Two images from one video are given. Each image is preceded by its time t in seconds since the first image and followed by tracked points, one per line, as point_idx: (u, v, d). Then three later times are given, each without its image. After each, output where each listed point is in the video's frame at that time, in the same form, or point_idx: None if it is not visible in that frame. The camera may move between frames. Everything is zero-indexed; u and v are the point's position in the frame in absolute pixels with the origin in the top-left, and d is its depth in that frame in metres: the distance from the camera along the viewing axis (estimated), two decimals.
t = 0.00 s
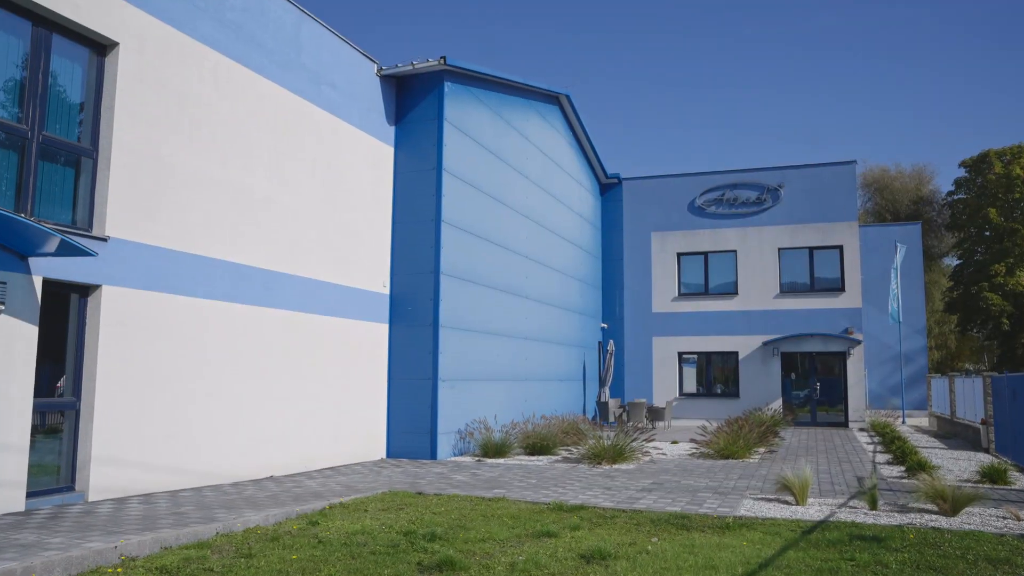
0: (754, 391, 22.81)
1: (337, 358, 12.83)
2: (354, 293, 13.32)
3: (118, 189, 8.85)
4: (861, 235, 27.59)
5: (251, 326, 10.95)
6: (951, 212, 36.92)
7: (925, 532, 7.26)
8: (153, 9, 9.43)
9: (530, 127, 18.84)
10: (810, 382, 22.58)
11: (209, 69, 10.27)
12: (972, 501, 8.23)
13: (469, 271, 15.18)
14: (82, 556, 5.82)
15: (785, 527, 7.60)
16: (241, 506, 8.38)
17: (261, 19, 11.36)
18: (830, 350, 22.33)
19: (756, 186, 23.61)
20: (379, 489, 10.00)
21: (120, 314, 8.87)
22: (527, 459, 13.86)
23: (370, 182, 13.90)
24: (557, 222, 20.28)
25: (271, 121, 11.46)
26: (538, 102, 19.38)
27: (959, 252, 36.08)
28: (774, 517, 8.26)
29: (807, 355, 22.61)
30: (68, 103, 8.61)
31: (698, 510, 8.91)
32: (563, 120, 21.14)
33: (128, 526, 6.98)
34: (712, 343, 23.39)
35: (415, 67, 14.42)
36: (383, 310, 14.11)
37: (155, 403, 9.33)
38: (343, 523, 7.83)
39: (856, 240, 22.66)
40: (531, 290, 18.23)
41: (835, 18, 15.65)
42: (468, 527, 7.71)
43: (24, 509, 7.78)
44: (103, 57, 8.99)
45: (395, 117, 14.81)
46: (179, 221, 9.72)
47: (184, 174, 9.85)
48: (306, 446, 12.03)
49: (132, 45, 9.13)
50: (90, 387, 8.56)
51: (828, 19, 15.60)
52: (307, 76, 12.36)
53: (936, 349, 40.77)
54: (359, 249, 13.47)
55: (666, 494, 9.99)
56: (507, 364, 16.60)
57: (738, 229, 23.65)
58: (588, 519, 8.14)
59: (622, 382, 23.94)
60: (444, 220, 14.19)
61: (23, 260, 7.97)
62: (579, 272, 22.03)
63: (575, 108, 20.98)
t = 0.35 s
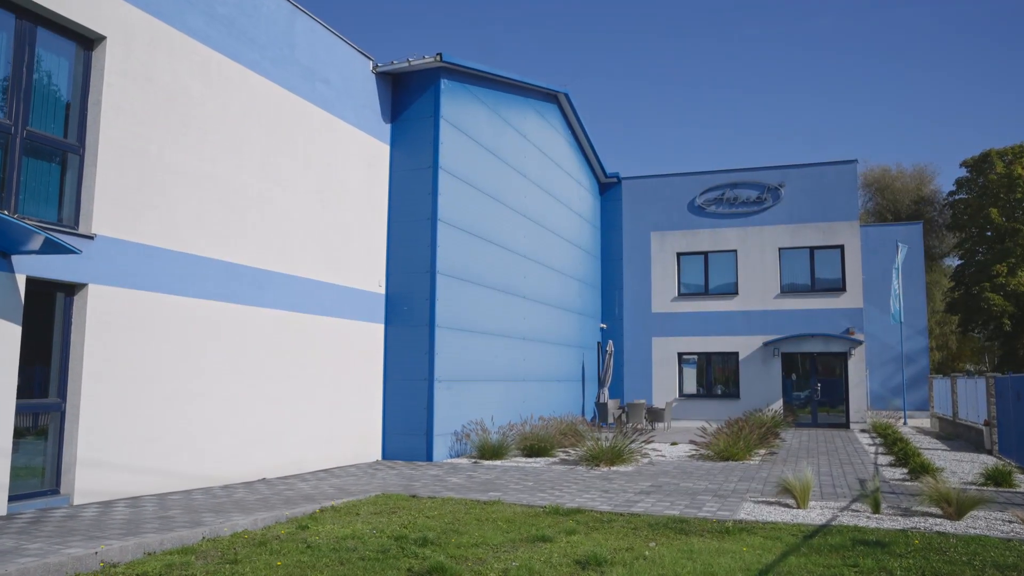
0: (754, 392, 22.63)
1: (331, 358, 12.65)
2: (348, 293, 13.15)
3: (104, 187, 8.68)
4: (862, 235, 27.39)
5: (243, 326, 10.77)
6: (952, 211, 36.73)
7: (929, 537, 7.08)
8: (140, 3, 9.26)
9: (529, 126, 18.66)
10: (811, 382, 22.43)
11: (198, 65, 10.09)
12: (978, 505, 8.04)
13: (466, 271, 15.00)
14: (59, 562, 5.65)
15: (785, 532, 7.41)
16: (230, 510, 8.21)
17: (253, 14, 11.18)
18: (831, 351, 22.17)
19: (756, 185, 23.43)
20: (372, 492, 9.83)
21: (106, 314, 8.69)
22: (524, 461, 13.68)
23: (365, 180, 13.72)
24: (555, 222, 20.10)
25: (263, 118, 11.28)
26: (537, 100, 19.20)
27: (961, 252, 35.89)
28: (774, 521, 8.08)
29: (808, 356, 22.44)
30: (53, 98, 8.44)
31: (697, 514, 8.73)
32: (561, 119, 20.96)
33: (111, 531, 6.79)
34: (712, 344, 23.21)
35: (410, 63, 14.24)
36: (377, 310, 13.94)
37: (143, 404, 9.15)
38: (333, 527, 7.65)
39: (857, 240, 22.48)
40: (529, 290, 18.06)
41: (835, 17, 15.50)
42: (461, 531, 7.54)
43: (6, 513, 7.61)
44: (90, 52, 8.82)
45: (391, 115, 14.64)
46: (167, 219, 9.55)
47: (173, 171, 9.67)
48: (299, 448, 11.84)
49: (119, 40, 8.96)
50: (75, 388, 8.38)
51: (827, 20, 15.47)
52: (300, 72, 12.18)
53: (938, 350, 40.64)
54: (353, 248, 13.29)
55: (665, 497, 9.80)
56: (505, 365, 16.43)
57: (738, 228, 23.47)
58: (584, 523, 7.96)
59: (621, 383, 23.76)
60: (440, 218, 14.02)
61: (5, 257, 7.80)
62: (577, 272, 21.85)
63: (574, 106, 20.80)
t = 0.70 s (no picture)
0: (754, 392, 22.43)
1: (325, 359, 12.43)
2: (343, 292, 12.94)
3: (89, 182, 8.46)
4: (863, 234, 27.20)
5: (235, 325, 10.55)
6: (953, 211, 36.53)
7: (935, 542, 6.88)
8: None
9: (527, 123, 18.47)
10: (811, 383, 22.23)
11: (188, 59, 9.89)
12: (984, 507, 7.82)
13: (462, 269, 14.79)
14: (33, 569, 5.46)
15: (787, 536, 7.21)
16: (217, 513, 8.02)
17: (244, 7, 10.99)
18: (832, 351, 21.98)
19: (756, 183, 23.25)
20: (365, 495, 9.64)
21: (91, 313, 8.48)
22: (522, 462, 13.48)
23: (360, 177, 13.52)
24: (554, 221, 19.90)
25: (255, 114, 11.10)
26: (535, 98, 19.00)
27: (962, 251, 35.67)
28: (776, 524, 7.88)
29: (808, 356, 22.24)
30: (37, 90, 8.21)
31: (696, 517, 8.53)
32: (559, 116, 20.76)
33: (91, 536, 6.59)
34: (712, 343, 23.01)
35: (405, 59, 14.05)
36: (373, 309, 13.73)
37: (131, 406, 8.93)
38: (322, 532, 7.46)
39: (858, 239, 22.28)
40: (527, 289, 17.86)
41: (836, 14, 15.33)
42: (454, 536, 7.34)
43: None
44: (75, 44, 8.61)
45: (386, 111, 14.44)
46: (156, 216, 9.34)
47: (161, 167, 9.46)
48: (292, 450, 11.63)
49: (105, 32, 8.75)
50: (58, 389, 8.17)
51: (826, 20, 15.31)
52: (293, 67, 11.98)
53: (939, 350, 40.51)
54: (347, 246, 13.08)
55: (664, 499, 9.60)
56: (502, 365, 16.22)
57: (739, 227, 23.28)
58: (581, 527, 7.76)
59: (620, 383, 23.56)
60: (436, 217, 13.81)
61: None
62: (576, 271, 21.63)
63: (572, 103, 20.61)
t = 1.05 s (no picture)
0: (754, 392, 22.22)
1: (317, 359, 12.22)
2: (336, 291, 12.74)
3: (71, 178, 8.25)
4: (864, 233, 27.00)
5: (224, 325, 10.33)
6: (955, 210, 36.32)
7: (940, 547, 6.67)
8: None
9: (524, 120, 18.27)
10: (812, 383, 22.01)
11: (174, 52, 9.68)
12: (990, 511, 7.61)
13: (458, 268, 14.57)
14: None
15: (788, 541, 7.00)
16: (202, 517, 7.80)
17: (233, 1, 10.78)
18: (833, 351, 21.77)
19: (756, 182, 23.04)
20: (356, 498, 9.42)
21: (74, 312, 8.28)
22: (518, 464, 13.26)
23: (353, 174, 13.31)
24: (552, 219, 19.70)
25: (245, 109, 10.89)
26: (532, 95, 18.80)
27: (963, 250, 35.39)
28: (775, 528, 7.67)
29: (809, 356, 22.03)
30: (17, 84, 8.03)
31: (694, 521, 8.31)
32: (557, 114, 20.57)
33: (68, 541, 6.37)
34: (712, 343, 22.79)
35: (400, 55, 13.84)
36: (367, 308, 13.52)
37: (115, 407, 8.72)
38: (310, 537, 7.25)
39: (860, 237, 22.08)
40: (525, 288, 17.65)
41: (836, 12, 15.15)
42: (445, 540, 7.14)
43: None
44: (57, 37, 8.41)
45: (380, 107, 14.23)
46: (142, 213, 9.13)
47: (148, 162, 9.25)
48: (283, 452, 11.42)
49: (88, 25, 8.55)
50: (39, 389, 7.97)
51: (825, 20, 15.15)
52: (284, 62, 11.77)
53: (940, 351, 40.31)
54: (340, 244, 12.87)
55: (661, 502, 9.39)
56: (499, 365, 16.00)
57: (739, 226, 23.07)
58: (576, 531, 7.55)
59: (620, 384, 23.34)
60: (431, 215, 13.61)
61: None
62: (575, 270, 21.42)
63: (570, 100, 20.41)
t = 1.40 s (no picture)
0: (754, 393, 22.00)
1: (308, 358, 12.00)
2: (328, 289, 12.52)
3: (51, 172, 8.04)
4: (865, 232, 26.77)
5: (211, 324, 10.11)
6: (956, 209, 36.07)
7: (944, 552, 6.46)
8: None
9: (521, 116, 18.04)
10: (812, 383, 21.79)
11: (160, 44, 9.46)
12: (995, 515, 7.40)
13: (453, 267, 14.34)
14: None
15: (786, 546, 6.78)
16: (185, 521, 7.57)
17: None
18: (833, 351, 21.56)
19: (756, 180, 22.82)
20: (345, 501, 9.21)
21: (55, 310, 8.07)
22: (513, 465, 13.05)
23: (345, 171, 13.09)
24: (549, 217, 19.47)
25: (233, 103, 10.67)
26: (529, 91, 18.59)
27: (965, 250, 35.21)
28: (775, 533, 7.45)
29: (809, 356, 21.81)
30: None
31: (690, 525, 8.08)
32: (555, 111, 20.37)
33: (42, 547, 6.15)
34: (711, 343, 22.57)
35: (393, 49, 13.63)
36: (359, 307, 13.31)
37: (98, 407, 8.50)
38: (295, 541, 7.04)
39: (861, 236, 21.86)
40: (522, 287, 17.43)
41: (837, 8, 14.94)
42: (433, 545, 6.92)
43: None
44: (37, 27, 8.20)
45: (374, 103, 14.02)
46: (126, 209, 8.90)
47: (132, 157, 9.04)
48: (273, 453, 11.21)
49: (69, 15, 8.34)
50: (17, 389, 7.76)
51: (826, 17, 14.94)
52: (274, 56, 11.56)
53: (941, 351, 40.08)
54: (331, 242, 12.65)
55: (658, 505, 9.18)
56: (495, 365, 15.78)
57: (738, 224, 22.85)
58: (568, 536, 7.33)
59: (618, 384, 23.10)
60: (425, 212, 13.39)
61: None
62: (572, 269, 21.20)
63: (568, 97, 20.19)
